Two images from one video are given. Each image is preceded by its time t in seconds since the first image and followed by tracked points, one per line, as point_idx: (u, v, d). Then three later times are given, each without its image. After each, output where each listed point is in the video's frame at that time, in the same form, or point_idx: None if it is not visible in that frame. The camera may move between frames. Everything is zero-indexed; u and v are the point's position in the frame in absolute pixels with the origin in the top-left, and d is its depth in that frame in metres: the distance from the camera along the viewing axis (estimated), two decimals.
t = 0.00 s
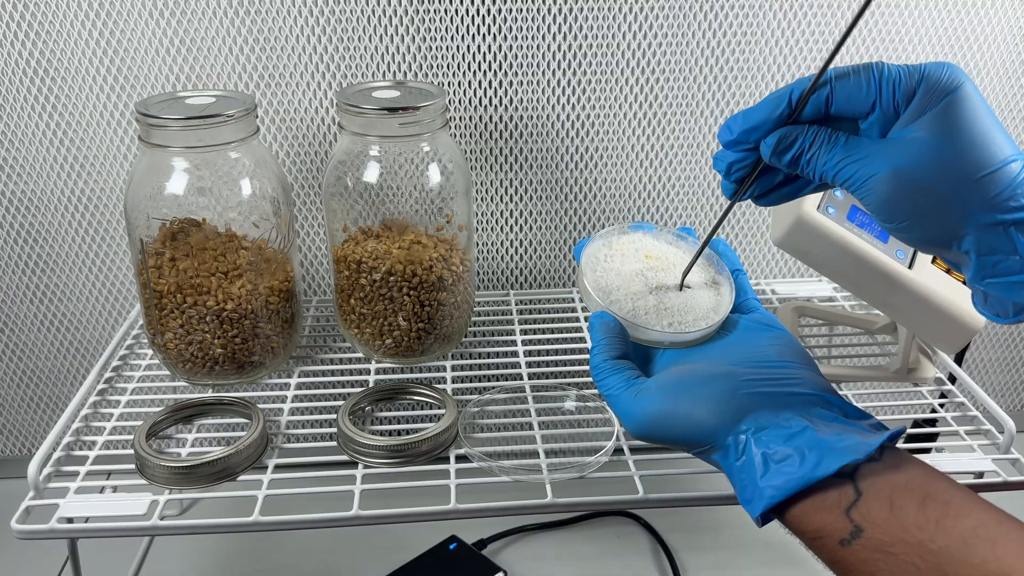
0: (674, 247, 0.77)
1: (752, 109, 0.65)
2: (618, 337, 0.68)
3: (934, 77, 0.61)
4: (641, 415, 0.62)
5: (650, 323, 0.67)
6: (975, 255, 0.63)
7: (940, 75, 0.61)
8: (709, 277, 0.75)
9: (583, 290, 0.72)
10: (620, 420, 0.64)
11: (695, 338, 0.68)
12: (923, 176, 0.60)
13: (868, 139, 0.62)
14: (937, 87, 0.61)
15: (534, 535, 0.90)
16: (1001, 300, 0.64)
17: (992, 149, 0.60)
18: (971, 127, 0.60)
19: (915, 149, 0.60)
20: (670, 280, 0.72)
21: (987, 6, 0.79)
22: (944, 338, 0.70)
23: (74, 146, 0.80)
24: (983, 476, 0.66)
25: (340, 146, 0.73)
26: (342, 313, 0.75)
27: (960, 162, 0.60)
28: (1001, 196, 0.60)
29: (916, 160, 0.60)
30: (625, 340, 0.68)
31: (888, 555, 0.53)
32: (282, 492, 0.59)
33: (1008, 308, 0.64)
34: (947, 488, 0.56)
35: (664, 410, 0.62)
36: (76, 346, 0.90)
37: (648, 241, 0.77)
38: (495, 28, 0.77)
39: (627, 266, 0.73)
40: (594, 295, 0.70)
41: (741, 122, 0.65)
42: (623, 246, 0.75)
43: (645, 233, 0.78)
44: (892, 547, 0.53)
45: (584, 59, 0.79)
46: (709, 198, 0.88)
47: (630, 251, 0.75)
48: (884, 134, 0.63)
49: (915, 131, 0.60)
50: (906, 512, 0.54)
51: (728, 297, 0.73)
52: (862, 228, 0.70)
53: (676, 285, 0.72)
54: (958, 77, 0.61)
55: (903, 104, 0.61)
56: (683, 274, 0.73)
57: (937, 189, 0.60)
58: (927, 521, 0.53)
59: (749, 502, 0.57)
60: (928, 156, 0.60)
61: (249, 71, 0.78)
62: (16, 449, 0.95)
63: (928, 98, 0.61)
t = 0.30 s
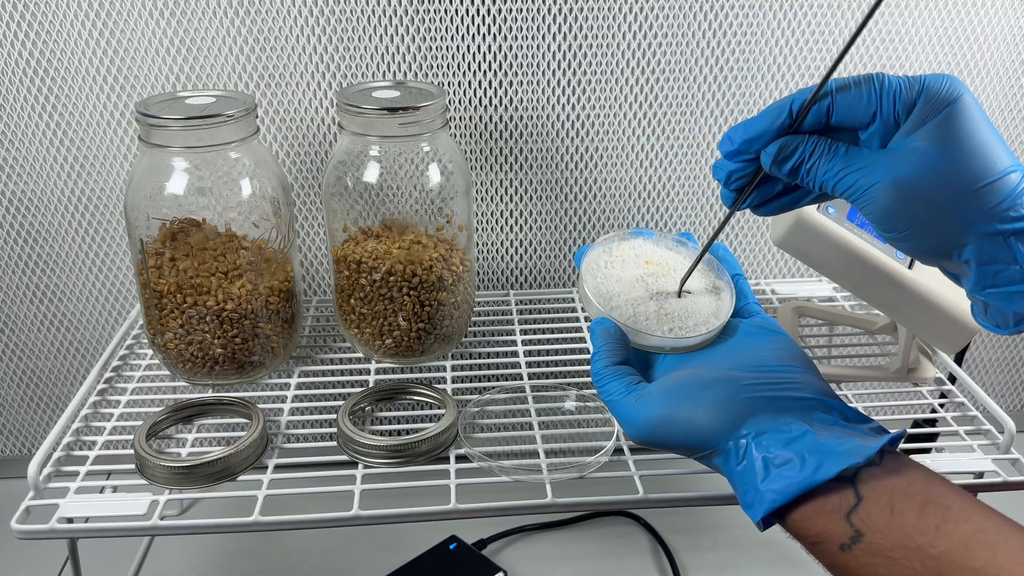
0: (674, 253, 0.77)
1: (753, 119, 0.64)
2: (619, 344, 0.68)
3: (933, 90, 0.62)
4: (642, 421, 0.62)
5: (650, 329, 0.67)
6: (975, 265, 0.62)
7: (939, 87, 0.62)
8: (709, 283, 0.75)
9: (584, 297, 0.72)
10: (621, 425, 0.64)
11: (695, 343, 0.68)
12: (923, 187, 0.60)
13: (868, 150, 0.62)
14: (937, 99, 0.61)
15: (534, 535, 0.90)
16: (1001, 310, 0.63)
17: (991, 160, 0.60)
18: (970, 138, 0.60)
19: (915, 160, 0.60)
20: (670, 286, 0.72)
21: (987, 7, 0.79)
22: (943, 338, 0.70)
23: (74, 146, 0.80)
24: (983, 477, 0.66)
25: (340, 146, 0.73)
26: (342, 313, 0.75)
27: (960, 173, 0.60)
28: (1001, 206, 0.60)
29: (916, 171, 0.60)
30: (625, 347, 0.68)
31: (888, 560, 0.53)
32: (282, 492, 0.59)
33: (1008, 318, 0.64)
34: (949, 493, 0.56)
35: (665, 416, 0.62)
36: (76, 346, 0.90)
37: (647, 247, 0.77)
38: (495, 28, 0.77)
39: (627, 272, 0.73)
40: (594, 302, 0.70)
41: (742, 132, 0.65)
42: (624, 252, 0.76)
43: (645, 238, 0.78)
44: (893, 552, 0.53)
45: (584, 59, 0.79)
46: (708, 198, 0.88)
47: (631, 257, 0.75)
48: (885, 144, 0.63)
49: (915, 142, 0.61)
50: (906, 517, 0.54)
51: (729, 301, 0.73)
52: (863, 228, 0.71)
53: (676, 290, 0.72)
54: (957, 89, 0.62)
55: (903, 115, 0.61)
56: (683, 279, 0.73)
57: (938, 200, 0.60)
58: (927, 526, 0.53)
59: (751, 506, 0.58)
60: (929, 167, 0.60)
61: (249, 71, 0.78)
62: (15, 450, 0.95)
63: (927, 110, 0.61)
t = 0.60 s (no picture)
0: (673, 257, 0.78)
1: (751, 124, 0.65)
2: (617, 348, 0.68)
3: (930, 94, 0.62)
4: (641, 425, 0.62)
5: (649, 334, 0.68)
6: (973, 270, 0.62)
7: (937, 92, 0.62)
8: (708, 288, 0.75)
9: (582, 303, 0.72)
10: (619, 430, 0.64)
11: (693, 348, 0.69)
12: (921, 191, 0.60)
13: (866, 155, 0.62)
14: (934, 104, 0.61)
15: (534, 535, 0.90)
16: (1001, 314, 0.63)
17: (990, 164, 0.60)
18: (969, 143, 0.60)
19: (913, 164, 0.60)
20: (668, 291, 0.73)
21: (987, 7, 0.79)
22: (943, 338, 0.70)
23: (74, 147, 0.80)
24: (983, 477, 0.66)
25: (340, 147, 0.73)
26: (342, 313, 0.75)
27: (958, 177, 0.60)
28: (1000, 210, 0.60)
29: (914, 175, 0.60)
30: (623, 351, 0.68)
31: (887, 565, 0.53)
32: (282, 492, 0.59)
33: (1008, 323, 0.63)
34: (948, 497, 0.56)
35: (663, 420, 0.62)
36: (76, 346, 0.90)
37: (646, 252, 0.78)
38: (495, 28, 0.77)
39: (626, 277, 0.74)
40: (594, 307, 0.70)
41: (740, 138, 0.65)
42: (622, 257, 0.76)
43: (644, 243, 0.79)
44: (892, 557, 0.53)
45: (584, 59, 0.79)
46: (708, 198, 0.88)
47: (629, 262, 0.76)
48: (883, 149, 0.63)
49: (913, 146, 0.61)
50: (905, 522, 0.54)
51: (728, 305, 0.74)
52: (863, 228, 0.71)
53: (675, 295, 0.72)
54: (955, 94, 0.62)
55: (901, 120, 0.61)
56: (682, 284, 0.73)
57: (936, 204, 0.60)
58: (926, 532, 0.53)
59: (749, 512, 0.57)
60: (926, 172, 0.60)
61: (249, 71, 0.78)
62: (16, 450, 0.95)
63: (925, 114, 0.61)
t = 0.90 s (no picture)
0: (671, 258, 0.78)
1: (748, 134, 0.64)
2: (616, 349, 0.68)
3: (927, 102, 0.62)
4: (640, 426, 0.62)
5: (647, 335, 0.68)
6: (970, 277, 0.62)
7: (934, 100, 0.62)
8: (706, 289, 0.75)
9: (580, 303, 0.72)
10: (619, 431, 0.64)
11: (691, 350, 0.69)
12: (919, 200, 0.60)
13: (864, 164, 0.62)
14: (931, 112, 0.61)
15: (534, 535, 0.90)
16: (997, 321, 0.63)
17: (987, 171, 0.60)
18: (965, 151, 0.60)
19: (910, 174, 0.60)
20: (666, 292, 0.73)
21: (987, 7, 0.79)
22: (943, 338, 0.70)
23: (74, 146, 0.80)
24: (983, 477, 0.66)
25: (340, 147, 0.73)
26: (342, 313, 0.75)
27: (955, 186, 0.60)
28: (996, 218, 0.60)
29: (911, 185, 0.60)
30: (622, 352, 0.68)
31: (887, 567, 0.53)
32: (282, 492, 0.59)
33: (1004, 328, 0.63)
34: (949, 499, 0.55)
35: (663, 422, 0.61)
36: (76, 345, 0.90)
37: (644, 253, 0.78)
38: (496, 27, 0.77)
39: (623, 278, 0.74)
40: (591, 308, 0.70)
41: (738, 148, 0.65)
42: (620, 258, 0.76)
43: (642, 245, 0.79)
44: (892, 559, 0.53)
45: (584, 59, 0.79)
46: (708, 198, 0.88)
47: (627, 262, 0.76)
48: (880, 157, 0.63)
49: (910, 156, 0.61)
50: (905, 524, 0.54)
51: (725, 306, 0.74)
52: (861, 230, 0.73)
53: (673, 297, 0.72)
54: (951, 101, 0.62)
55: (898, 129, 0.61)
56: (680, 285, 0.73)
57: (933, 213, 0.60)
58: (926, 533, 0.53)
59: (749, 512, 0.57)
60: (923, 181, 0.60)
61: (249, 71, 0.78)
62: (16, 449, 0.95)
63: (922, 123, 0.61)
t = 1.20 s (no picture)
0: (669, 252, 0.78)
1: (763, 94, 0.64)
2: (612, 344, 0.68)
3: (948, 72, 0.61)
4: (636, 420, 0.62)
5: (644, 329, 0.68)
6: (982, 251, 0.63)
7: (956, 70, 0.61)
8: (704, 282, 0.75)
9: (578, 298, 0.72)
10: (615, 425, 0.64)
11: (688, 343, 0.68)
12: (930, 171, 0.60)
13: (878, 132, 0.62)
14: (952, 82, 0.61)
15: (534, 535, 0.90)
16: (1008, 296, 0.64)
17: (1003, 145, 0.60)
18: (982, 124, 0.60)
19: (924, 145, 0.60)
20: (664, 285, 0.72)
21: (986, 6, 0.79)
22: (943, 338, 0.71)
23: (73, 146, 0.80)
24: (983, 477, 0.66)
25: (340, 146, 0.73)
26: (342, 313, 0.75)
27: (968, 159, 0.60)
28: (1008, 192, 0.60)
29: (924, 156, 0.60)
30: (618, 346, 0.68)
31: (883, 560, 0.53)
32: (282, 492, 0.59)
33: (1013, 305, 0.65)
34: (944, 493, 0.55)
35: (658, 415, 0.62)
36: (76, 345, 0.90)
37: (642, 247, 0.77)
38: (496, 27, 0.77)
39: (621, 271, 0.73)
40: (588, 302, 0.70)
41: (751, 107, 0.65)
42: (618, 252, 0.76)
43: (640, 238, 0.78)
44: (887, 551, 0.53)
45: (584, 59, 0.79)
46: (708, 197, 0.88)
47: (624, 257, 0.75)
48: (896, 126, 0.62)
49: (925, 126, 0.60)
50: (900, 517, 0.54)
51: (722, 300, 0.73)
52: (862, 229, 0.70)
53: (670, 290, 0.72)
54: (972, 72, 0.61)
55: (919, 97, 0.60)
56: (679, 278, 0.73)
57: (945, 184, 0.60)
58: (921, 526, 0.53)
59: (744, 506, 0.57)
60: (936, 152, 0.60)
61: (249, 71, 0.78)
62: (15, 449, 0.95)
63: (941, 93, 0.61)
